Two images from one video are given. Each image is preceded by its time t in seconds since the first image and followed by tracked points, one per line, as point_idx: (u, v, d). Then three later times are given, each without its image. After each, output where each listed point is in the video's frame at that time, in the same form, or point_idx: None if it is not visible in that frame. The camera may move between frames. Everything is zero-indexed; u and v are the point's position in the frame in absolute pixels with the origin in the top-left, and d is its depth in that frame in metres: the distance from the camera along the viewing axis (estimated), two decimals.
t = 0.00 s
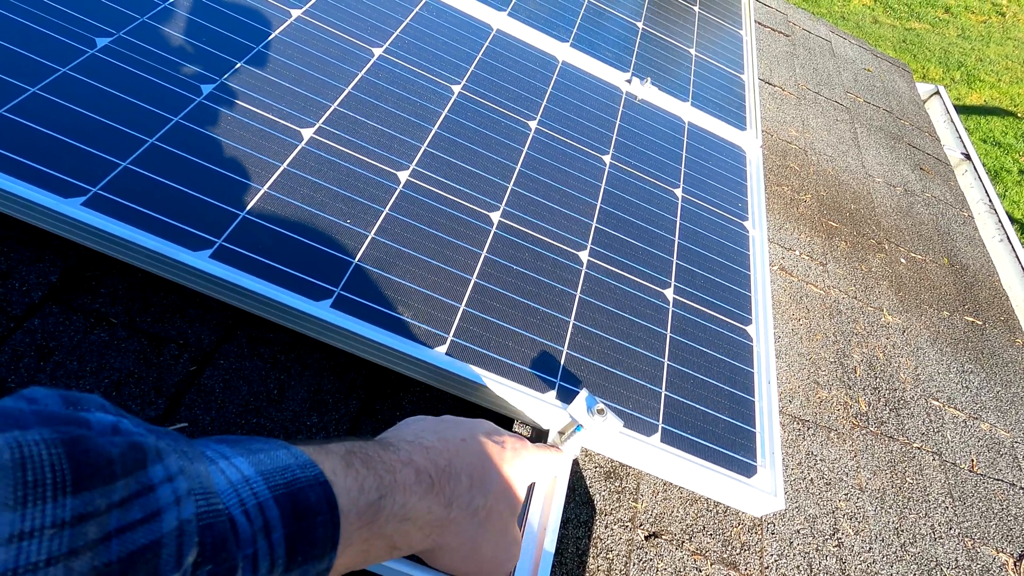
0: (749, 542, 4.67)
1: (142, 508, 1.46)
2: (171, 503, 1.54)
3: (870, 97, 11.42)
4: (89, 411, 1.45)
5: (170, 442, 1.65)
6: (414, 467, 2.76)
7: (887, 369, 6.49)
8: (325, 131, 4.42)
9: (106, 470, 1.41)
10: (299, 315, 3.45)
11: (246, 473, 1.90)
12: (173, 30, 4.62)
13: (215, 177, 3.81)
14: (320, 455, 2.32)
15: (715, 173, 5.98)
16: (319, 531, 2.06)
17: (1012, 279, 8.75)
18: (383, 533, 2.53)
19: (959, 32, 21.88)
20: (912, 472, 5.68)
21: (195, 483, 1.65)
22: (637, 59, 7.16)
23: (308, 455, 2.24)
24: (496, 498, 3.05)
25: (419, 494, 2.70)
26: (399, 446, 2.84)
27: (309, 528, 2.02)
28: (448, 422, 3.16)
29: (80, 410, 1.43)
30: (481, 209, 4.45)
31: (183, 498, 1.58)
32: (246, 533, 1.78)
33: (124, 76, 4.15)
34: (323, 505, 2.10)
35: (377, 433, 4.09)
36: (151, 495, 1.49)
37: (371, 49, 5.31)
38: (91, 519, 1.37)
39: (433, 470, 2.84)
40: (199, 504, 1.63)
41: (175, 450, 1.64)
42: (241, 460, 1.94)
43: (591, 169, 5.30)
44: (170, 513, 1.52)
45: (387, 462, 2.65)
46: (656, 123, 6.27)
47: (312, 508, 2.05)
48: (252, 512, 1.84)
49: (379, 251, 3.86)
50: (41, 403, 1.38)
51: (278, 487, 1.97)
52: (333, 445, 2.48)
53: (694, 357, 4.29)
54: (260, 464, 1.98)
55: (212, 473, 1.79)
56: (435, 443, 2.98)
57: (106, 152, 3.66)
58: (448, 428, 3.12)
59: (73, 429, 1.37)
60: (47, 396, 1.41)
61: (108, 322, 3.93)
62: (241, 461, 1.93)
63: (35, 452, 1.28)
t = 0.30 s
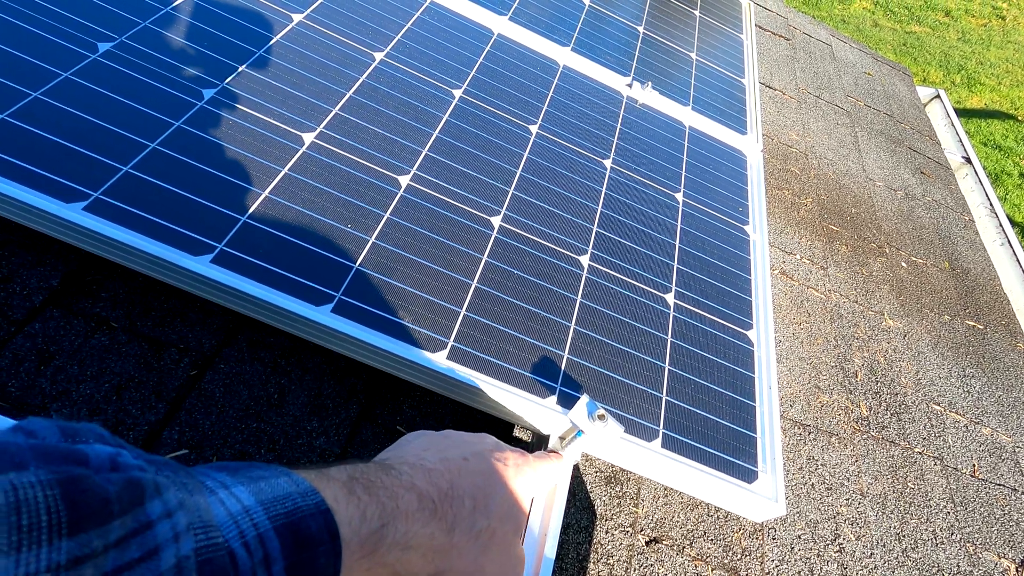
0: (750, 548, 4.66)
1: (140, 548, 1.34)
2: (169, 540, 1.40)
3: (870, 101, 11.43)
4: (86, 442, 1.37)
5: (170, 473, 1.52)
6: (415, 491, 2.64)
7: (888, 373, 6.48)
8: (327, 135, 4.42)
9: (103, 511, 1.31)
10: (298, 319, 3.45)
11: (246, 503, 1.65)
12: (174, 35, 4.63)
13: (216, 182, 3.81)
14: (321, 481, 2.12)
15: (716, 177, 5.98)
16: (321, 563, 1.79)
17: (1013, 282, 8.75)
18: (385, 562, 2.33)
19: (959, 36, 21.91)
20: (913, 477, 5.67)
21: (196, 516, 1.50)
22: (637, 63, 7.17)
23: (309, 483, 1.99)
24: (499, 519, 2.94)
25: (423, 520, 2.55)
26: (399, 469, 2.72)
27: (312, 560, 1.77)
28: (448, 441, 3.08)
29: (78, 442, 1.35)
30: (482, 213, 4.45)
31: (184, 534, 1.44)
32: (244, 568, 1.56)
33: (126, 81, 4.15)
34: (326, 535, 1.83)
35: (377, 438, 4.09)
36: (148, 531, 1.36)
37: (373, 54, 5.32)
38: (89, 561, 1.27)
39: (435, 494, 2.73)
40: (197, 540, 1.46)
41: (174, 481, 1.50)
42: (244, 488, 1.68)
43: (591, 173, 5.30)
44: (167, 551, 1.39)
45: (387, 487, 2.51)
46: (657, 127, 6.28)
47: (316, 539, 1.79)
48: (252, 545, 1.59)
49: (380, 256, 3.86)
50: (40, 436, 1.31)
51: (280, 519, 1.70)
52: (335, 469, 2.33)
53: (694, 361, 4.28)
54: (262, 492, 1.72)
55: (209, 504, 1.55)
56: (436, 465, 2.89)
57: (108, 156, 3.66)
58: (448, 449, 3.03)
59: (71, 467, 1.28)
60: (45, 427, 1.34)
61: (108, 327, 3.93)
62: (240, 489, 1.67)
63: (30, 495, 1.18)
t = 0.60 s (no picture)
0: (752, 552, 4.65)
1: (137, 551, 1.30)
2: (167, 544, 1.35)
3: (871, 104, 11.44)
4: (87, 443, 1.37)
5: (167, 475, 1.46)
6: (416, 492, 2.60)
7: (890, 377, 6.47)
8: (328, 138, 4.42)
9: (100, 514, 1.28)
10: (301, 323, 3.44)
11: (245, 504, 1.55)
12: (177, 38, 4.64)
13: (219, 185, 3.81)
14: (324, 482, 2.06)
15: (717, 180, 5.98)
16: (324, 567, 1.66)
17: (1014, 286, 8.74)
18: (387, 564, 2.31)
19: (960, 39, 21.93)
20: (915, 481, 5.66)
21: (193, 519, 1.43)
22: (639, 67, 7.18)
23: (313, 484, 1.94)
24: (501, 523, 2.91)
25: (425, 522, 2.52)
26: (403, 470, 2.69)
27: (314, 563, 1.64)
28: (450, 442, 3.07)
29: (77, 445, 1.35)
30: (484, 216, 4.45)
31: (181, 537, 1.38)
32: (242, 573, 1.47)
33: (129, 83, 4.16)
34: (327, 538, 1.70)
35: (378, 441, 4.08)
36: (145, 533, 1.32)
37: (375, 57, 5.33)
38: (84, 565, 1.24)
39: (438, 496, 2.70)
40: (195, 543, 1.39)
41: (171, 483, 1.45)
42: (244, 490, 1.59)
43: (593, 176, 5.31)
44: (164, 555, 1.33)
45: (391, 489, 2.48)
46: (659, 130, 6.28)
47: (316, 542, 1.67)
48: (251, 547, 1.51)
49: (381, 259, 3.86)
50: (39, 437, 1.31)
51: (280, 520, 1.59)
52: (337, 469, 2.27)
53: (696, 365, 4.27)
54: (261, 495, 1.61)
55: (209, 506, 1.49)
56: (439, 467, 2.86)
57: (110, 159, 3.66)
58: (452, 451, 3.00)
59: (67, 471, 1.27)
60: (46, 429, 1.35)
61: (111, 329, 3.93)
62: (240, 491, 1.58)
63: (24, 498, 1.17)
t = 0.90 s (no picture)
0: (753, 554, 4.67)
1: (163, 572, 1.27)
2: (191, 564, 1.33)
3: (870, 106, 11.48)
4: (108, 463, 1.29)
5: (187, 494, 1.42)
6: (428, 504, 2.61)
7: (889, 379, 6.50)
8: (331, 142, 4.44)
9: (126, 535, 1.23)
10: (306, 327, 3.47)
11: (265, 522, 1.55)
12: (180, 42, 4.66)
13: (222, 189, 3.83)
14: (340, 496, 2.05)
15: (718, 183, 6.01)
16: None
17: (1013, 288, 8.78)
18: None
19: (958, 41, 21.99)
20: (915, 483, 5.68)
21: (216, 538, 1.41)
22: (639, 70, 7.21)
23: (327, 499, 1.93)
24: (512, 532, 2.94)
25: (439, 533, 2.51)
26: (414, 483, 2.70)
27: None
28: (457, 454, 3.10)
29: (99, 464, 1.26)
30: (486, 219, 4.48)
31: (205, 556, 1.37)
32: None
33: (132, 87, 4.18)
34: (344, 553, 1.76)
35: (381, 443, 4.10)
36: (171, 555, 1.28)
37: (376, 61, 5.35)
38: None
39: (450, 507, 2.71)
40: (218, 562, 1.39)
41: (192, 502, 1.41)
42: (262, 507, 1.58)
43: (594, 179, 5.33)
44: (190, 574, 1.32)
45: (405, 501, 2.47)
46: (659, 133, 6.31)
47: (334, 557, 1.72)
48: (272, 565, 1.50)
49: (384, 263, 3.88)
50: (59, 458, 1.23)
51: (299, 537, 1.61)
52: (349, 484, 2.24)
53: (698, 368, 4.29)
54: (280, 511, 1.61)
55: (229, 523, 1.47)
56: (449, 479, 2.88)
57: (114, 163, 3.68)
58: (461, 462, 3.03)
59: (90, 492, 1.18)
60: (66, 449, 1.27)
61: (114, 332, 3.94)
62: (258, 508, 1.57)
63: (58, 522, 1.09)
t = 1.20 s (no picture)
0: (748, 551, 4.68)
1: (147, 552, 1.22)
2: (176, 546, 1.28)
3: (866, 106, 11.51)
4: (88, 458, 1.27)
5: (167, 482, 1.38)
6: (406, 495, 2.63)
7: (884, 377, 6.52)
8: (326, 142, 4.45)
9: (110, 513, 1.21)
10: (302, 326, 3.47)
11: (246, 513, 1.55)
12: (175, 42, 4.66)
13: (218, 189, 3.83)
14: (321, 491, 2.04)
15: (713, 183, 6.03)
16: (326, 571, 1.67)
17: (1007, 286, 8.81)
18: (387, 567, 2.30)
19: (955, 40, 22.04)
20: (910, 480, 5.70)
21: (198, 523, 1.38)
22: (634, 69, 7.23)
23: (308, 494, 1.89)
24: (494, 522, 2.92)
25: (420, 523, 2.54)
26: (392, 480, 2.71)
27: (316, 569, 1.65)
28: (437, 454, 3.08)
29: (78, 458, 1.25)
30: (481, 219, 4.49)
31: (188, 540, 1.32)
32: None
33: (127, 87, 4.18)
34: (328, 543, 1.72)
35: (377, 442, 4.10)
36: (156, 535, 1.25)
37: (372, 61, 5.36)
38: (101, 563, 1.16)
39: (430, 499, 2.73)
40: (202, 547, 1.35)
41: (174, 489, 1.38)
42: (244, 500, 1.59)
43: (589, 178, 5.35)
44: (174, 555, 1.27)
45: (383, 494, 2.50)
46: (655, 132, 6.33)
47: (318, 547, 1.69)
48: (255, 553, 1.49)
49: (380, 262, 3.89)
50: (37, 451, 1.19)
51: (281, 527, 1.59)
52: (329, 481, 2.26)
53: (693, 366, 4.31)
54: (261, 503, 1.61)
55: (211, 514, 1.47)
56: (427, 475, 2.89)
57: (109, 163, 3.68)
58: (439, 458, 3.03)
59: (73, 471, 1.19)
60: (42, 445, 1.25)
61: (109, 332, 3.95)
62: (240, 501, 1.58)
63: (41, 496, 1.09)
